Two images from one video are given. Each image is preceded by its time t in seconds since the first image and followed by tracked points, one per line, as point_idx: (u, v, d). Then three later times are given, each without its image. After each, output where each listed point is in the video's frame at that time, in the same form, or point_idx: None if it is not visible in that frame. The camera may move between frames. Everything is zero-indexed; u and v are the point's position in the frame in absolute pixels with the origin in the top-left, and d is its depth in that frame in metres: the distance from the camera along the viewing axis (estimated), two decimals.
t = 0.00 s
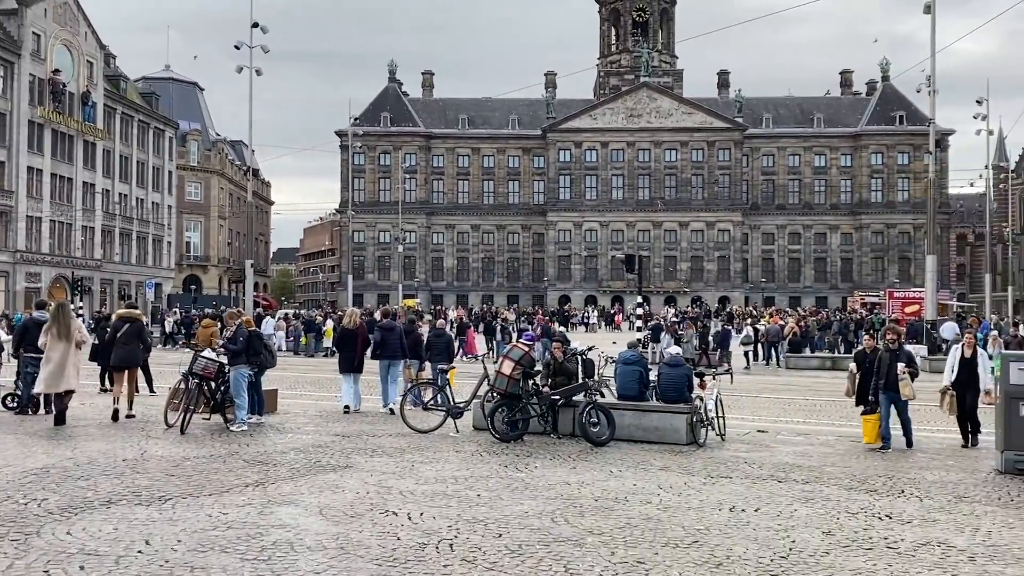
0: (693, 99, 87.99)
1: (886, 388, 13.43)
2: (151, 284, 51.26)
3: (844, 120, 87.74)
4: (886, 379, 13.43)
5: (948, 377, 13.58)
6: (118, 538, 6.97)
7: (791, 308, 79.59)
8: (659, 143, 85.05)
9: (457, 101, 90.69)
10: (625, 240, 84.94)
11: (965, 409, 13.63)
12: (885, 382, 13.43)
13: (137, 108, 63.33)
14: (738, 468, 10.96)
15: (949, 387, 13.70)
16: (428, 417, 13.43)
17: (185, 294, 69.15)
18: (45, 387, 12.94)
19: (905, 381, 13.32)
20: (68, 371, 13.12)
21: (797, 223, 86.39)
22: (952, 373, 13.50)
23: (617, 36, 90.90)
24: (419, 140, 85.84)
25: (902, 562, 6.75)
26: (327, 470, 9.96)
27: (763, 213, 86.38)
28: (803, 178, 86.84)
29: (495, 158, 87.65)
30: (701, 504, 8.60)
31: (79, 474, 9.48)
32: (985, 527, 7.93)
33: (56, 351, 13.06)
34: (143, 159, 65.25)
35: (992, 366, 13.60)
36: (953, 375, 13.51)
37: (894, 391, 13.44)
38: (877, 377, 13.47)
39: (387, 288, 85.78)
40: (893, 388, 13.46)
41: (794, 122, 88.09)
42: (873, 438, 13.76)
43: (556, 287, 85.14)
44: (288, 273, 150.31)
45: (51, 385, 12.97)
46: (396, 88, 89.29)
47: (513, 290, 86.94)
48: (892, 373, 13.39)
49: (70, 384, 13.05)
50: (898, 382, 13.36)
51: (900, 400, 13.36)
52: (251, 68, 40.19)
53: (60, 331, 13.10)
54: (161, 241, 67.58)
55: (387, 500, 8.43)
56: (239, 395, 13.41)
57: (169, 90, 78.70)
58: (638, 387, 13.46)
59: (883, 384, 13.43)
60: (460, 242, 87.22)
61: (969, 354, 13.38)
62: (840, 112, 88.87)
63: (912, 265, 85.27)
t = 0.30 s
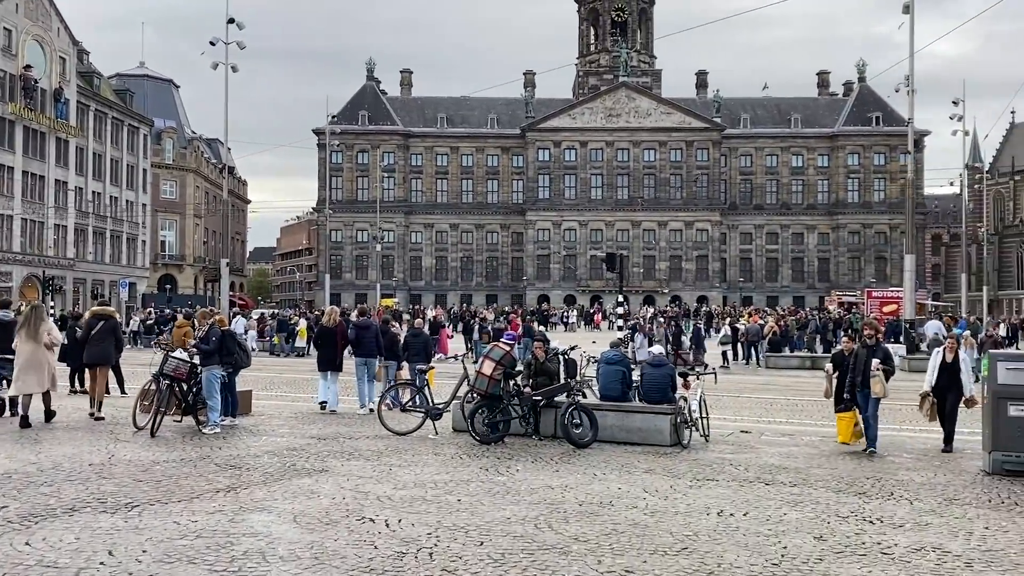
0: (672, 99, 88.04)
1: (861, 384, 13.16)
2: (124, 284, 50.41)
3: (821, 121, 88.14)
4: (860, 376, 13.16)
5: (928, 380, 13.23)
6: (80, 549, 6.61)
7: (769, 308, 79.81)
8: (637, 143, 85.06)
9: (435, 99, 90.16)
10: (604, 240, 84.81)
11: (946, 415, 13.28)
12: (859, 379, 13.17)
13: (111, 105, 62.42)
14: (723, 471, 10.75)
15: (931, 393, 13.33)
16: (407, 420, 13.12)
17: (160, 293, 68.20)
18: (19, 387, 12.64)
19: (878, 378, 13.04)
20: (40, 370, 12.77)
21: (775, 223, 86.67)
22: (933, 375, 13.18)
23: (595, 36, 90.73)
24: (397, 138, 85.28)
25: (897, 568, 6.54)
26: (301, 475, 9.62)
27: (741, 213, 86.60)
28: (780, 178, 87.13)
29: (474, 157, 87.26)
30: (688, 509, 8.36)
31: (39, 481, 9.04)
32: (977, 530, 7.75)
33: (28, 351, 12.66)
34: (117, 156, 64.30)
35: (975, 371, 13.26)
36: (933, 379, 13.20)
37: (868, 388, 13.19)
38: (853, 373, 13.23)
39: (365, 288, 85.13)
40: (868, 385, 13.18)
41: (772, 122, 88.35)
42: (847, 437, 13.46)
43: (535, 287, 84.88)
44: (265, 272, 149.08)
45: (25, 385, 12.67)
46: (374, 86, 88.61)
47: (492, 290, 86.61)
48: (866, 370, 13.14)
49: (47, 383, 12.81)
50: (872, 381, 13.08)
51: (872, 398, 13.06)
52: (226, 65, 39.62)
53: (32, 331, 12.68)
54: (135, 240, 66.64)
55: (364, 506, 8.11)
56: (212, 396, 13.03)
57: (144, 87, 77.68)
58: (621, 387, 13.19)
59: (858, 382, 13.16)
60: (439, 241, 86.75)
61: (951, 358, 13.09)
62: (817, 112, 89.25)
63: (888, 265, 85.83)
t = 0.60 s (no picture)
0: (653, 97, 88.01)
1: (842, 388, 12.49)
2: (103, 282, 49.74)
3: (802, 119, 88.39)
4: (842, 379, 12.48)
5: (911, 377, 12.96)
6: (45, 562, 6.29)
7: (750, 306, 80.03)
8: (619, 140, 85.01)
9: (417, 96, 89.63)
10: (586, 238, 84.72)
11: (930, 414, 12.98)
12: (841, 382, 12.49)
13: (88, 101, 61.60)
14: (713, 473, 10.54)
15: (914, 389, 13.04)
16: (390, 421, 12.85)
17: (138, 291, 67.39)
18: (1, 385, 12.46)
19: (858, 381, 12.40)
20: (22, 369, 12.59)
21: (756, 221, 86.85)
22: (917, 373, 12.89)
23: (577, 33, 90.52)
24: (378, 135, 84.78)
25: None
26: (281, 480, 9.34)
27: (722, 211, 86.75)
28: (761, 176, 87.30)
29: (456, 154, 86.92)
30: (680, 514, 8.16)
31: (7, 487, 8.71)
32: (974, 536, 7.59)
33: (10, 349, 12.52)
34: (94, 153, 63.50)
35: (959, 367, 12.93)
36: (917, 375, 12.91)
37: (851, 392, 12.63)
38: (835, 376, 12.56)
39: (346, 286, 84.57)
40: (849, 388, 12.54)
41: (753, 121, 88.52)
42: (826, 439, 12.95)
43: (517, 285, 84.62)
44: (245, 270, 147.92)
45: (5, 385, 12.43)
46: (355, 82, 87.98)
47: (474, 288, 86.27)
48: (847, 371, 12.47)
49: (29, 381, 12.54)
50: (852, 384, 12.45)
51: (853, 402, 12.45)
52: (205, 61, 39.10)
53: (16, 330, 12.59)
54: (114, 237, 65.86)
55: (346, 513, 7.85)
56: (189, 397, 12.70)
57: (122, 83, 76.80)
58: (608, 387, 12.94)
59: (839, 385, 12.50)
60: (421, 238, 86.29)
61: (936, 353, 12.80)
62: (797, 110, 89.49)
63: (867, 263, 86.24)
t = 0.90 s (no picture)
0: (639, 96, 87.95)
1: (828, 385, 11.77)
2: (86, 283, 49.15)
3: (786, 118, 88.53)
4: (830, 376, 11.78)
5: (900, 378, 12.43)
6: (26, 568, 6.03)
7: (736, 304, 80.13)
8: (605, 139, 84.91)
9: (402, 95, 89.20)
10: (572, 236, 84.58)
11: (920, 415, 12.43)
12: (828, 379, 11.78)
13: (71, 98, 60.87)
14: (710, 472, 10.35)
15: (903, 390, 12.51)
16: (380, 419, 12.60)
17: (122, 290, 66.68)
18: None
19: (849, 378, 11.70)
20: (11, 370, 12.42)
21: (740, 220, 86.97)
22: (905, 373, 12.38)
23: (563, 32, 90.32)
24: (364, 134, 84.33)
25: None
26: (269, 481, 9.07)
27: (707, 210, 86.79)
28: (746, 175, 87.40)
29: (441, 153, 86.58)
30: (679, 515, 7.97)
31: None
32: (978, 536, 7.45)
33: None
34: (77, 150, 62.81)
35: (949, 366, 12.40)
36: (906, 374, 12.41)
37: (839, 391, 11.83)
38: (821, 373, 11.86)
39: (331, 284, 84.05)
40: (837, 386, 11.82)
41: (738, 120, 88.62)
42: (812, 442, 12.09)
43: (503, 284, 84.35)
44: (229, 269, 146.91)
45: None
46: (340, 80, 87.46)
47: (460, 286, 85.89)
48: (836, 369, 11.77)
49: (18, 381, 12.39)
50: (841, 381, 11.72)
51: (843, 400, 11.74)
52: (189, 57, 38.64)
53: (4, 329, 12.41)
54: (97, 236, 65.18)
55: (337, 515, 7.61)
56: (173, 397, 12.36)
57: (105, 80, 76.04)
58: (600, 385, 12.69)
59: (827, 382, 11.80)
60: (406, 237, 85.87)
61: (925, 352, 12.25)
62: (782, 110, 89.66)
63: (851, 262, 86.52)
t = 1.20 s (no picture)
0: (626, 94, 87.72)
1: (824, 390, 11.03)
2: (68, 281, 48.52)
3: (773, 117, 88.44)
4: (826, 380, 11.03)
5: (893, 378, 11.93)
6: None
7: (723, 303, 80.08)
8: (593, 138, 84.65)
9: (389, 93, 88.63)
10: (560, 235, 84.34)
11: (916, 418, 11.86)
12: (824, 383, 11.03)
13: (53, 95, 60.08)
14: (710, 478, 10.08)
15: (896, 392, 12.02)
16: (369, 423, 12.28)
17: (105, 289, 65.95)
18: None
19: (846, 382, 10.95)
20: None
21: (728, 218, 86.89)
22: (899, 373, 11.88)
23: (551, 30, 90.01)
24: (350, 131, 83.75)
25: None
26: (253, 490, 8.74)
27: (695, 208, 86.62)
28: (733, 174, 87.29)
29: (428, 151, 86.07)
30: (680, 524, 7.69)
31: None
32: (990, 546, 7.19)
33: None
34: (59, 148, 62.08)
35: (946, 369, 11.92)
36: (900, 375, 11.91)
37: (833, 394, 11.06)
38: (815, 375, 11.11)
39: (317, 283, 83.47)
40: (833, 390, 11.07)
41: (725, 119, 88.49)
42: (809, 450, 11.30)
43: (491, 282, 83.98)
44: (214, 268, 145.91)
45: None
46: (326, 78, 86.86)
47: (447, 284, 85.46)
48: (833, 372, 11.02)
49: None
50: (838, 386, 10.96)
51: (839, 405, 10.99)
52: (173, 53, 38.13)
53: None
54: (79, 234, 64.43)
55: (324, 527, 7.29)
56: (155, 401, 11.99)
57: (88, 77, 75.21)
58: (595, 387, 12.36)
59: (822, 386, 11.04)
60: (393, 235, 85.38)
61: (921, 351, 11.83)
62: (769, 109, 89.60)
63: (838, 260, 86.61)
